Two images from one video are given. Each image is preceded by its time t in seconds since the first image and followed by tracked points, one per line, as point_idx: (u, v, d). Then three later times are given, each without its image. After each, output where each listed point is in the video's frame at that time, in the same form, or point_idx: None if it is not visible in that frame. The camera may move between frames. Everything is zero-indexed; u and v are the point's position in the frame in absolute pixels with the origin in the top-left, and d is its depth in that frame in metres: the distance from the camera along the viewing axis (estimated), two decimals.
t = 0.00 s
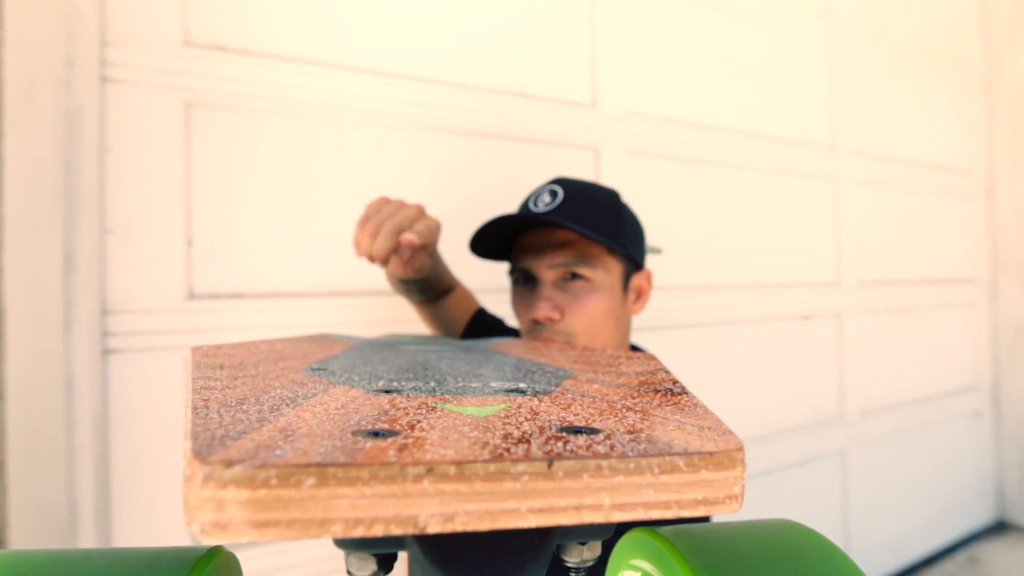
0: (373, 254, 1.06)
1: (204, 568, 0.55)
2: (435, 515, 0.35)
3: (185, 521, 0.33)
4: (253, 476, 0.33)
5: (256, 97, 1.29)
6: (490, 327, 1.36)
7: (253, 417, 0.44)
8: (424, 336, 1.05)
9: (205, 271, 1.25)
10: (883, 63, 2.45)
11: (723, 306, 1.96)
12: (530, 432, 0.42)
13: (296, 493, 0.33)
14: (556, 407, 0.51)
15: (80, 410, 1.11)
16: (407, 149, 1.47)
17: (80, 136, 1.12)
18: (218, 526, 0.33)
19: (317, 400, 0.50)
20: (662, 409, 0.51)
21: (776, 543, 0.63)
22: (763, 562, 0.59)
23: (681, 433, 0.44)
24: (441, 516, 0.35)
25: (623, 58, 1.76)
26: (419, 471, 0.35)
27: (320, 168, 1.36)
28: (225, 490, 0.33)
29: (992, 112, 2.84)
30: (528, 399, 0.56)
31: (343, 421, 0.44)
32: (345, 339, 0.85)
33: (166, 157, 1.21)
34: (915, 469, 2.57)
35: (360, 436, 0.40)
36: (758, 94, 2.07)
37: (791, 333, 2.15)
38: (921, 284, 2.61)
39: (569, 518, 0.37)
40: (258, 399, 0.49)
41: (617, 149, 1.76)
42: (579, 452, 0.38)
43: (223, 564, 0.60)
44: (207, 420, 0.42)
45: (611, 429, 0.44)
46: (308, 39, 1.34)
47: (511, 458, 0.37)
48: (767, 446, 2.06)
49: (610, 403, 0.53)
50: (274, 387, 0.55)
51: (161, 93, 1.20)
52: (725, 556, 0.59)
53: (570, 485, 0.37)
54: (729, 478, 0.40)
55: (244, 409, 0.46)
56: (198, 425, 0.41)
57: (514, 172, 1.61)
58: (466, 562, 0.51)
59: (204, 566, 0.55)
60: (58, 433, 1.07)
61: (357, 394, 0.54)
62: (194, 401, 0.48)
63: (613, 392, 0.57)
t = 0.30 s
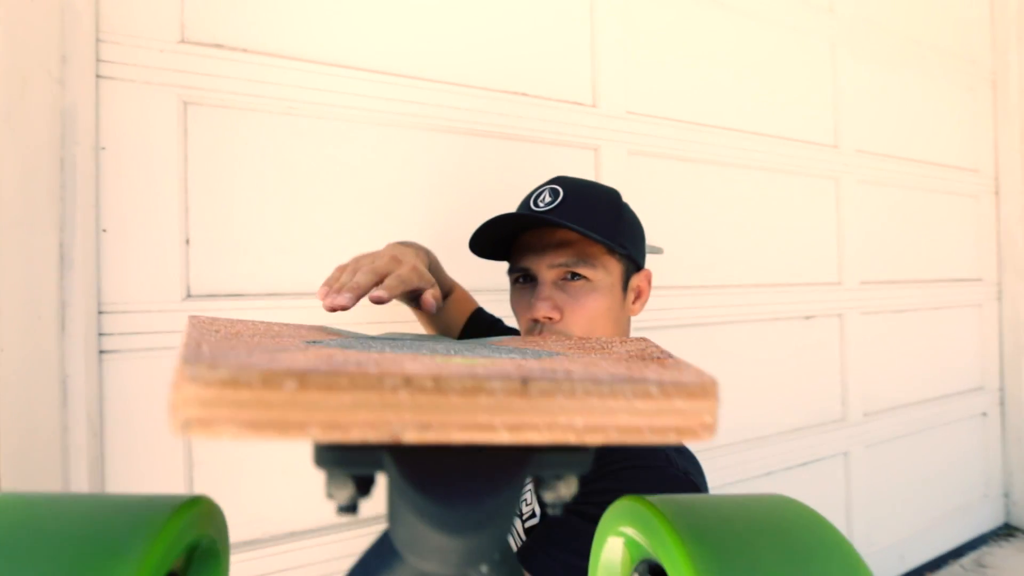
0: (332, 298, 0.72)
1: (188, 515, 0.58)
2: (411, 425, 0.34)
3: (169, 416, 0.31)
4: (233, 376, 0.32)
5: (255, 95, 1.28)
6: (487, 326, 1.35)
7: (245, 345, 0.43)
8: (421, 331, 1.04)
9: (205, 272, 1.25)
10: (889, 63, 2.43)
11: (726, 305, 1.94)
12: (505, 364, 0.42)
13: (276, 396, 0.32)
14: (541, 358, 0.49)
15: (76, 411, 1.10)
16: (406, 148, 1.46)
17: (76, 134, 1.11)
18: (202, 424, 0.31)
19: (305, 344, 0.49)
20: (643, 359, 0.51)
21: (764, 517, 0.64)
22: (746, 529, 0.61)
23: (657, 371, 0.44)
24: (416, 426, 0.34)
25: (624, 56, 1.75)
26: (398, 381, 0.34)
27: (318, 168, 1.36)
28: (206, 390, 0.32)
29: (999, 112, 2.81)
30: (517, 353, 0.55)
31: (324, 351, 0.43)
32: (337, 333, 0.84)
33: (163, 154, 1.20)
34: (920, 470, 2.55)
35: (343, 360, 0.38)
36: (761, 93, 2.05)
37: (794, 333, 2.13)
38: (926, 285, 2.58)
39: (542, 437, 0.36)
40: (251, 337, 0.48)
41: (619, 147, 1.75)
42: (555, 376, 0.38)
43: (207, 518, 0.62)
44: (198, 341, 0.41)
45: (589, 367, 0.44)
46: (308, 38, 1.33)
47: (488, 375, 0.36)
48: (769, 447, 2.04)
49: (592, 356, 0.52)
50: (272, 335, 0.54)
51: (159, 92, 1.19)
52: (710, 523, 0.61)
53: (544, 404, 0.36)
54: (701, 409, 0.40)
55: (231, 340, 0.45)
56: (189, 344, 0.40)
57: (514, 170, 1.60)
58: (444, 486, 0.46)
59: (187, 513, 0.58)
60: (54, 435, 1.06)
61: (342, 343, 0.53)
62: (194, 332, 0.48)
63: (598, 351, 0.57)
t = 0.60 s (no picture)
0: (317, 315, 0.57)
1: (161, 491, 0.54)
2: (343, 380, 0.34)
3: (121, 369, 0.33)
4: (180, 333, 0.34)
5: (254, 95, 1.28)
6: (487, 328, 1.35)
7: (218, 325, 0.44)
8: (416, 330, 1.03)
9: (203, 272, 1.24)
10: (892, 63, 2.42)
11: (726, 305, 1.93)
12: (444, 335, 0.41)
13: (218, 350, 0.34)
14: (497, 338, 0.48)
15: (74, 411, 1.09)
16: (405, 147, 1.45)
17: (75, 132, 1.10)
18: (154, 375, 0.33)
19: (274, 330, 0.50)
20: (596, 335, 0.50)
21: (739, 500, 0.60)
22: (714, 512, 0.57)
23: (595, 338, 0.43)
24: (349, 381, 0.35)
25: (624, 55, 1.74)
26: (331, 338, 0.35)
27: (318, 168, 1.35)
28: (154, 346, 0.33)
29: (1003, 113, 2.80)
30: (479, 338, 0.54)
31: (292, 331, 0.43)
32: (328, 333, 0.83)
33: (162, 153, 1.20)
34: (922, 471, 2.54)
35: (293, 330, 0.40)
36: (762, 92, 2.04)
37: (794, 333, 2.12)
38: (929, 285, 2.57)
39: (471, 394, 0.35)
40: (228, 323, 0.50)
41: (618, 146, 1.74)
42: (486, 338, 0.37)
43: (187, 493, 0.58)
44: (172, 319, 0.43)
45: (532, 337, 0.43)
46: (308, 38, 1.33)
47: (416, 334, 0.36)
48: (769, 447, 2.03)
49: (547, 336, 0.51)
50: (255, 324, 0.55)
51: (158, 91, 1.19)
52: (678, 504, 0.57)
53: (471, 362, 0.35)
54: (629, 367, 0.39)
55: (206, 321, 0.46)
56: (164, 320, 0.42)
57: (513, 170, 1.59)
58: (387, 445, 0.45)
59: (164, 485, 0.55)
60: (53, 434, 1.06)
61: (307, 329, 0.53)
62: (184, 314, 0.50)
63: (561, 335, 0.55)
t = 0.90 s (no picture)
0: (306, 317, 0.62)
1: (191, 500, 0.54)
2: (391, 392, 0.34)
3: (170, 387, 0.32)
4: (227, 348, 0.33)
5: (255, 95, 1.28)
6: (484, 329, 1.35)
7: (243, 333, 0.43)
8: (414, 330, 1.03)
9: (203, 272, 1.25)
10: (892, 62, 2.42)
11: (727, 305, 1.94)
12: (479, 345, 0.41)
13: (267, 365, 0.33)
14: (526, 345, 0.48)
15: (75, 411, 1.09)
16: (406, 148, 1.45)
17: (74, 132, 1.10)
18: (201, 392, 0.32)
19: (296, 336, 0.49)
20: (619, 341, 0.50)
21: (756, 498, 0.60)
22: (733, 510, 0.58)
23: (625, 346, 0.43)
24: (397, 393, 0.34)
25: (625, 55, 1.74)
26: (377, 351, 0.34)
27: (318, 168, 1.36)
28: (201, 361, 0.32)
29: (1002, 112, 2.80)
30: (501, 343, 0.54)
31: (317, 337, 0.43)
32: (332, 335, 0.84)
33: (164, 153, 1.20)
34: (923, 471, 2.54)
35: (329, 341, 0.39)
36: (762, 92, 2.04)
37: (795, 333, 2.12)
38: (928, 285, 2.56)
39: (515, 403, 0.36)
40: (248, 330, 0.49)
41: (619, 147, 1.74)
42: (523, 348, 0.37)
43: (212, 501, 0.58)
44: (199, 328, 0.42)
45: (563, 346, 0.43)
46: (308, 37, 1.33)
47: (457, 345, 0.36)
48: (770, 447, 2.03)
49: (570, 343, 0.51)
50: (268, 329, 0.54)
51: (159, 92, 1.19)
52: (698, 504, 0.57)
53: (514, 372, 0.36)
54: (664, 375, 0.39)
55: (226, 331, 0.45)
56: (191, 330, 0.41)
57: (513, 170, 1.60)
58: (428, 453, 0.45)
59: (192, 493, 0.54)
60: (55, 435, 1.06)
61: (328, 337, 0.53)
62: (195, 322, 0.48)
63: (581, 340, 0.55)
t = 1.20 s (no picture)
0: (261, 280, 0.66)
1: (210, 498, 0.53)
2: (433, 386, 0.34)
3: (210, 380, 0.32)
4: (268, 341, 0.33)
5: (255, 95, 1.28)
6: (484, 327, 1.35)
7: (270, 328, 0.43)
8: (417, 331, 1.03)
9: (203, 273, 1.24)
10: (891, 62, 2.42)
11: (728, 305, 1.94)
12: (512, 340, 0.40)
13: (308, 358, 0.33)
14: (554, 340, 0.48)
15: (76, 412, 1.09)
16: (407, 148, 1.45)
17: (75, 133, 1.09)
18: (243, 385, 0.32)
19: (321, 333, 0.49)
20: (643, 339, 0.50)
21: (772, 492, 0.60)
22: (750, 504, 0.58)
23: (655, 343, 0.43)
24: (437, 387, 0.34)
25: (625, 56, 1.75)
26: (418, 345, 0.34)
27: (320, 168, 1.36)
28: (243, 353, 0.32)
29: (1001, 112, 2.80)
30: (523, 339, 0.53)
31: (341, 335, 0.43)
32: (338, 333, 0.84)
33: (164, 153, 1.20)
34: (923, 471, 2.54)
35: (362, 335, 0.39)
36: (762, 92, 2.04)
37: (796, 333, 2.12)
38: (928, 285, 2.56)
39: (554, 398, 0.36)
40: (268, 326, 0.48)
41: (619, 147, 1.74)
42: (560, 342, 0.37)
43: (230, 498, 0.58)
44: (230, 321, 0.42)
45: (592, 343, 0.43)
46: (309, 37, 1.33)
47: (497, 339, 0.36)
48: (770, 447, 2.03)
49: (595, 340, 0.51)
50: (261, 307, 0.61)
51: (160, 92, 1.19)
52: (719, 500, 0.57)
53: (554, 366, 0.36)
54: (700, 370, 0.39)
55: (251, 323, 0.44)
56: (221, 322, 0.41)
57: (515, 170, 1.60)
58: (462, 448, 0.45)
59: (212, 492, 0.54)
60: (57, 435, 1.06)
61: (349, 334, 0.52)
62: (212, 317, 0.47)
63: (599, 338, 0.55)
